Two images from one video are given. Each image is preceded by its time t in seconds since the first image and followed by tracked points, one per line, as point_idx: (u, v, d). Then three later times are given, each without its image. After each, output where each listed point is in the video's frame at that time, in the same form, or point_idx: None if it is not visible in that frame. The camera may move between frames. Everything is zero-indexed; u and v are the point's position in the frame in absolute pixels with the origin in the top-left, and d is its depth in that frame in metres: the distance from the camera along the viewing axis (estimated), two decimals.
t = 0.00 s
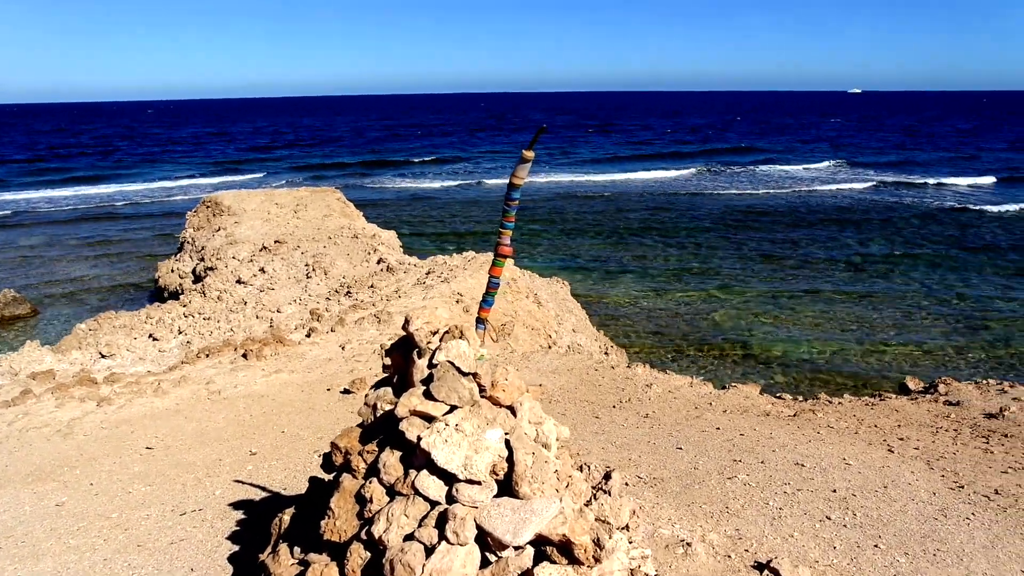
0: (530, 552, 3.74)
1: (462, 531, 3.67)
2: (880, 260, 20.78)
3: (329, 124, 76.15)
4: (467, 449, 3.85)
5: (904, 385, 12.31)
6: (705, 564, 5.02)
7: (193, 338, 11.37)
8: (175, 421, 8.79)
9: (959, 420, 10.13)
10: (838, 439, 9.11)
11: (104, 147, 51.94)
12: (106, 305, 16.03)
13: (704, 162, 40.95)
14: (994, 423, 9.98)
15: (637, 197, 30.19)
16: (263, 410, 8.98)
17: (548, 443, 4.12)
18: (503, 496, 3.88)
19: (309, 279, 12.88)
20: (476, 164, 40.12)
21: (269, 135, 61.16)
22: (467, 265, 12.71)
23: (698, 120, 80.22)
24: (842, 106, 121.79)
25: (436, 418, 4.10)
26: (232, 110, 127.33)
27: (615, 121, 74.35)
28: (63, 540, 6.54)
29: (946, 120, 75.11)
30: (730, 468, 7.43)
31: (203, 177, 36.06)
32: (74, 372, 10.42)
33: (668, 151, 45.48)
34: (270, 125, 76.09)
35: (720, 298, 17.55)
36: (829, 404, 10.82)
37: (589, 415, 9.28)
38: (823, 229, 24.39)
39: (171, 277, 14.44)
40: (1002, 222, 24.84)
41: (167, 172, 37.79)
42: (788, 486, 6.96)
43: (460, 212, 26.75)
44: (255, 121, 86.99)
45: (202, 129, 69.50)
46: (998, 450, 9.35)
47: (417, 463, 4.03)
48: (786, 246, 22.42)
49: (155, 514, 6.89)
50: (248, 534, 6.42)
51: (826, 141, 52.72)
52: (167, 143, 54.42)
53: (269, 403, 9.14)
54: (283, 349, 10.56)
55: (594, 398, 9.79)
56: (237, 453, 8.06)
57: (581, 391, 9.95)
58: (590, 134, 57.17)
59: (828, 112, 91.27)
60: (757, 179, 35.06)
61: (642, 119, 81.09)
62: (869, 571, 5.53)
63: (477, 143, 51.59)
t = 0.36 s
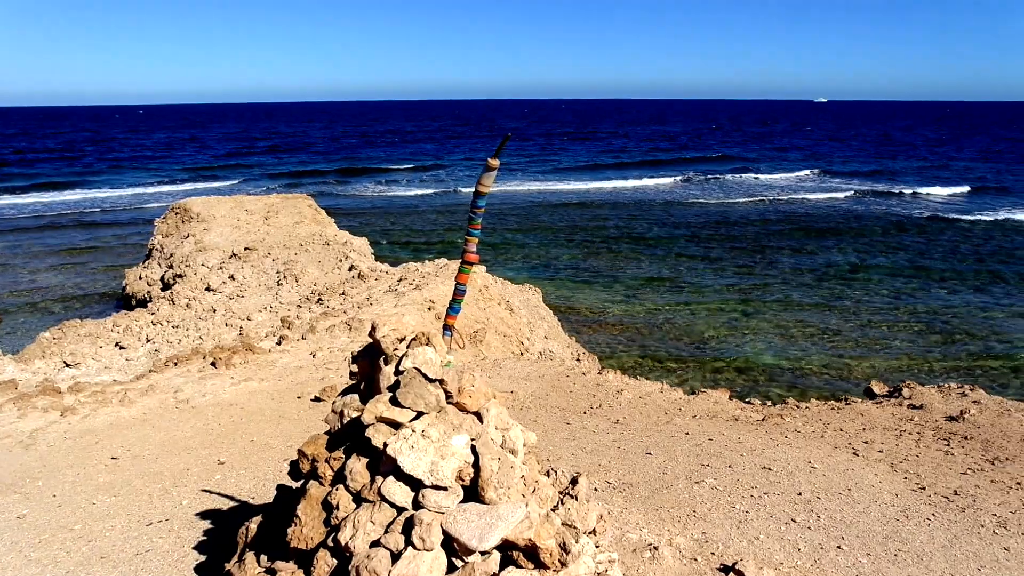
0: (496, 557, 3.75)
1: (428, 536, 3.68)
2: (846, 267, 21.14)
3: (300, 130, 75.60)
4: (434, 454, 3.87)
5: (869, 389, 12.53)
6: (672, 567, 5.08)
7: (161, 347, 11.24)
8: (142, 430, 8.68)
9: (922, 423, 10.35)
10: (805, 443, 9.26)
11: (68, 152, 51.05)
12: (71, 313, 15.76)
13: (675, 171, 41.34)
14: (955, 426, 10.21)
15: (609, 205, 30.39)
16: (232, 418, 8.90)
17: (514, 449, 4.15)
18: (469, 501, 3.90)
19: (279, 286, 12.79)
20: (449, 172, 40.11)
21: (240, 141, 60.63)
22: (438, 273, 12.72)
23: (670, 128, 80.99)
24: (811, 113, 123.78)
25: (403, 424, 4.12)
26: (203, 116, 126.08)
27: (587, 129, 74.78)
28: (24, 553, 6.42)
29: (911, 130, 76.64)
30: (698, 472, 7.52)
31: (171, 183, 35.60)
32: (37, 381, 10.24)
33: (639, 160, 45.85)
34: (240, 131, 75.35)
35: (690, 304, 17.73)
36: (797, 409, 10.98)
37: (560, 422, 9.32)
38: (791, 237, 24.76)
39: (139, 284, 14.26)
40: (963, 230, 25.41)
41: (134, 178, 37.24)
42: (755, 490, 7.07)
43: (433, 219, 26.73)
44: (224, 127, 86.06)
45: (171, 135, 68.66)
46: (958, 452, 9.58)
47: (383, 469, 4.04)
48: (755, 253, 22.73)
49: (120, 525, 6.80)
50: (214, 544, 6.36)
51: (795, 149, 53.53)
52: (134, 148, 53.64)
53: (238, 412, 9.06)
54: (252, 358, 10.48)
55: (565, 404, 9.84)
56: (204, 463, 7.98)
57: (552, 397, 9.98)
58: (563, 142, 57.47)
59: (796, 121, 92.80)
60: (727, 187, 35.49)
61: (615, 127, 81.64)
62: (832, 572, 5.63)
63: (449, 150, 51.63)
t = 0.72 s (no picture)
0: (461, 562, 3.77)
1: (392, 542, 3.69)
2: (810, 272, 21.52)
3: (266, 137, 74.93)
4: (398, 461, 3.88)
5: (831, 392, 12.77)
6: (638, 570, 5.13)
7: (124, 357, 11.08)
8: (104, 443, 8.55)
9: (883, 424, 10.58)
10: (769, 445, 9.41)
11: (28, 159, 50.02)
12: (31, 324, 15.46)
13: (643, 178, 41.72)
14: (914, 426, 10.46)
15: (577, 212, 30.59)
16: (197, 429, 8.80)
17: (479, 455, 4.17)
18: (434, 507, 3.92)
19: (246, 295, 12.68)
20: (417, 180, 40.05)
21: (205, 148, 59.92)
22: (407, 280, 12.71)
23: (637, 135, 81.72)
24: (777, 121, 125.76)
25: (367, 431, 4.12)
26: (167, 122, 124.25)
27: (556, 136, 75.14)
28: None
29: (872, 137, 78.24)
30: (664, 476, 7.62)
31: (133, 191, 35.03)
32: None
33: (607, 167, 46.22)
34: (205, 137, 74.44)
35: (658, 310, 17.92)
36: (762, 412, 11.16)
37: (528, 428, 9.36)
38: (756, 243, 25.14)
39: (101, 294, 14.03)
40: (922, 235, 26.00)
41: (96, 186, 36.60)
42: (719, 492, 7.18)
43: (401, 227, 26.68)
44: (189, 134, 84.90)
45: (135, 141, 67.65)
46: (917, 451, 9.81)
47: (348, 476, 4.04)
48: (721, 259, 23.03)
49: (80, 539, 6.69)
50: (178, 556, 6.31)
51: (760, 157, 54.35)
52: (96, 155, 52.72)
53: (204, 423, 8.97)
54: (218, 367, 10.38)
55: (534, 410, 9.89)
56: (169, 474, 7.88)
57: (520, 403, 10.02)
58: (532, 150, 57.71)
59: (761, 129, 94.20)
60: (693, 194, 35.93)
61: (583, 134, 82.15)
62: (794, 571, 5.73)
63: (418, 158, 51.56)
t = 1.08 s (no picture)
0: (429, 564, 3.79)
1: (360, 547, 3.70)
2: (776, 275, 21.85)
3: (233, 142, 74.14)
4: (364, 465, 3.89)
5: (797, 391, 12.98)
6: (606, 570, 5.19)
7: (88, 368, 10.91)
8: (67, 455, 8.40)
9: (847, 422, 10.79)
10: (736, 445, 9.55)
11: None
12: None
13: (611, 184, 42.00)
14: (877, 423, 10.69)
15: (546, 217, 30.69)
16: (163, 440, 8.69)
17: (446, 458, 4.20)
18: (401, 511, 3.94)
19: (213, 303, 12.54)
20: (386, 186, 39.88)
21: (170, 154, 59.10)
22: (376, 286, 12.67)
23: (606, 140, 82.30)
24: (743, 125, 127.49)
25: (333, 436, 4.13)
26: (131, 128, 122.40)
27: (525, 141, 75.34)
28: None
29: (835, 141, 79.54)
30: (633, 477, 7.70)
31: (96, 199, 34.42)
32: None
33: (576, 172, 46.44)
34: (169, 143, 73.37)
35: (627, 313, 18.05)
36: (729, 413, 11.31)
37: (498, 432, 9.39)
38: (723, 246, 25.45)
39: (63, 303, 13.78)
40: (885, 238, 26.52)
41: (57, 194, 35.90)
42: (687, 492, 7.27)
43: (370, 234, 26.54)
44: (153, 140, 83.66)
45: (98, 148, 66.57)
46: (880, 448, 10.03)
47: (315, 482, 4.05)
48: (690, 262, 23.27)
49: (43, 553, 6.59)
50: (144, 568, 6.24)
51: (727, 161, 54.98)
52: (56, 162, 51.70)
53: (170, 433, 8.86)
54: (185, 376, 10.26)
55: (504, 414, 9.92)
56: (134, 486, 7.77)
57: (491, 408, 10.04)
58: (501, 155, 57.81)
59: (727, 134, 95.34)
60: (662, 198, 36.26)
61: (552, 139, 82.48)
62: (760, 568, 5.81)
63: (387, 164, 51.35)
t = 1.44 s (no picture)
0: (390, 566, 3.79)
1: (320, 549, 3.70)
2: (739, 278, 22.18)
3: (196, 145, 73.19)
4: (324, 468, 3.90)
5: (760, 392, 13.18)
6: (568, 570, 5.23)
7: (46, 376, 10.71)
8: (23, 465, 8.24)
9: (808, 421, 10.99)
10: (700, 445, 9.69)
11: None
12: None
13: (578, 189, 42.28)
14: (837, 422, 10.91)
15: (514, 221, 30.78)
16: (123, 448, 8.56)
17: (408, 460, 4.21)
18: (362, 513, 3.95)
19: (176, 308, 12.38)
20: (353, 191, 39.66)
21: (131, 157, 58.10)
22: (342, 291, 12.62)
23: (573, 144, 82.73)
24: (708, 130, 129.10)
25: (293, 440, 4.13)
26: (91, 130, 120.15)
27: (493, 146, 75.45)
28: None
29: (798, 146, 80.91)
30: (597, 478, 7.78)
31: (53, 203, 33.71)
32: None
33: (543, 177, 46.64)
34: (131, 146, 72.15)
35: (594, 317, 18.18)
36: (693, 414, 11.46)
37: (465, 435, 9.40)
38: (688, 250, 25.75)
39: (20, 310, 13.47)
40: (845, 242, 27.06)
41: (13, 199, 35.08)
42: (650, 492, 7.36)
43: (336, 238, 26.39)
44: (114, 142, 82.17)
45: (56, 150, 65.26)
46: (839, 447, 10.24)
47: (275, 486, 4.04)
48: (655, 266, 23.52)
49: None
50: None
51: (693, 166, 55.63)
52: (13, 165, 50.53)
53: (131, 441, 8.73)
54: (147, 384, 10.12)
55: (471, 417, 9.94)
56: (93, 495, 7.65)
57: (457, 412, 10.05)
58: (468, 159, 57.85)
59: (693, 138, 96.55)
60: (629, 203, 36.57)
61: (520, 143, 82.73)
62: (720, 565, 5.90)
63: (353, 168, 51.04)
